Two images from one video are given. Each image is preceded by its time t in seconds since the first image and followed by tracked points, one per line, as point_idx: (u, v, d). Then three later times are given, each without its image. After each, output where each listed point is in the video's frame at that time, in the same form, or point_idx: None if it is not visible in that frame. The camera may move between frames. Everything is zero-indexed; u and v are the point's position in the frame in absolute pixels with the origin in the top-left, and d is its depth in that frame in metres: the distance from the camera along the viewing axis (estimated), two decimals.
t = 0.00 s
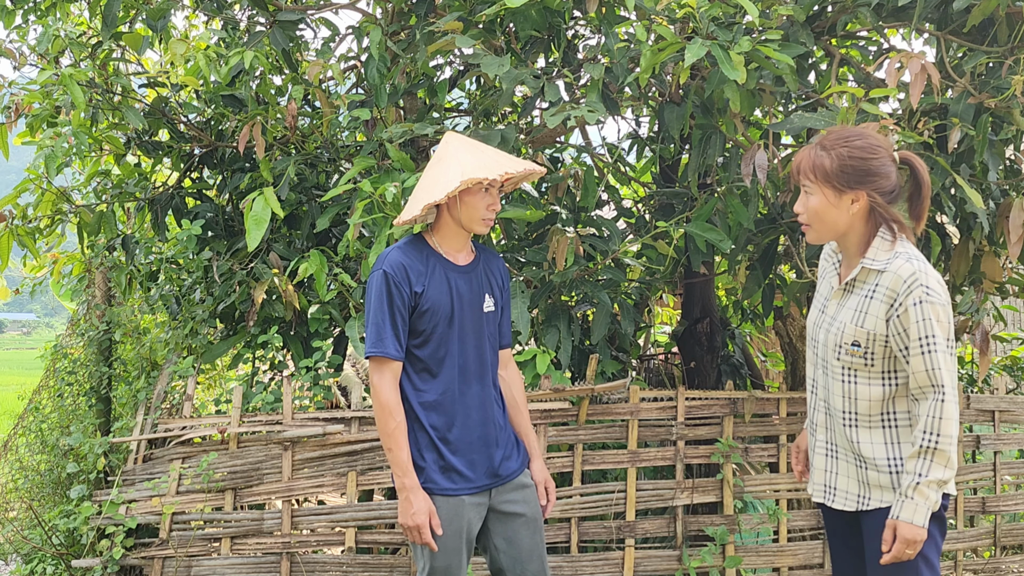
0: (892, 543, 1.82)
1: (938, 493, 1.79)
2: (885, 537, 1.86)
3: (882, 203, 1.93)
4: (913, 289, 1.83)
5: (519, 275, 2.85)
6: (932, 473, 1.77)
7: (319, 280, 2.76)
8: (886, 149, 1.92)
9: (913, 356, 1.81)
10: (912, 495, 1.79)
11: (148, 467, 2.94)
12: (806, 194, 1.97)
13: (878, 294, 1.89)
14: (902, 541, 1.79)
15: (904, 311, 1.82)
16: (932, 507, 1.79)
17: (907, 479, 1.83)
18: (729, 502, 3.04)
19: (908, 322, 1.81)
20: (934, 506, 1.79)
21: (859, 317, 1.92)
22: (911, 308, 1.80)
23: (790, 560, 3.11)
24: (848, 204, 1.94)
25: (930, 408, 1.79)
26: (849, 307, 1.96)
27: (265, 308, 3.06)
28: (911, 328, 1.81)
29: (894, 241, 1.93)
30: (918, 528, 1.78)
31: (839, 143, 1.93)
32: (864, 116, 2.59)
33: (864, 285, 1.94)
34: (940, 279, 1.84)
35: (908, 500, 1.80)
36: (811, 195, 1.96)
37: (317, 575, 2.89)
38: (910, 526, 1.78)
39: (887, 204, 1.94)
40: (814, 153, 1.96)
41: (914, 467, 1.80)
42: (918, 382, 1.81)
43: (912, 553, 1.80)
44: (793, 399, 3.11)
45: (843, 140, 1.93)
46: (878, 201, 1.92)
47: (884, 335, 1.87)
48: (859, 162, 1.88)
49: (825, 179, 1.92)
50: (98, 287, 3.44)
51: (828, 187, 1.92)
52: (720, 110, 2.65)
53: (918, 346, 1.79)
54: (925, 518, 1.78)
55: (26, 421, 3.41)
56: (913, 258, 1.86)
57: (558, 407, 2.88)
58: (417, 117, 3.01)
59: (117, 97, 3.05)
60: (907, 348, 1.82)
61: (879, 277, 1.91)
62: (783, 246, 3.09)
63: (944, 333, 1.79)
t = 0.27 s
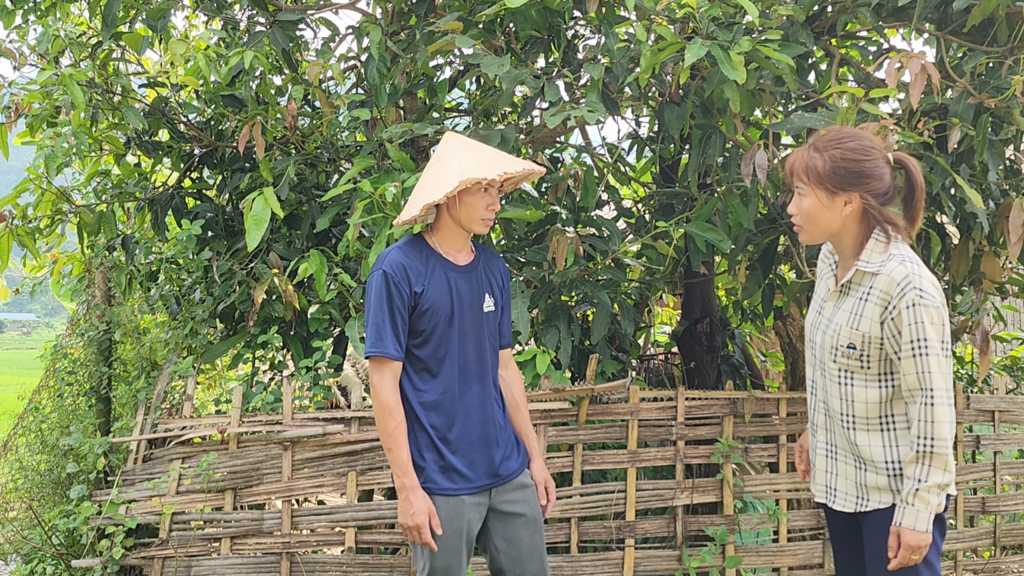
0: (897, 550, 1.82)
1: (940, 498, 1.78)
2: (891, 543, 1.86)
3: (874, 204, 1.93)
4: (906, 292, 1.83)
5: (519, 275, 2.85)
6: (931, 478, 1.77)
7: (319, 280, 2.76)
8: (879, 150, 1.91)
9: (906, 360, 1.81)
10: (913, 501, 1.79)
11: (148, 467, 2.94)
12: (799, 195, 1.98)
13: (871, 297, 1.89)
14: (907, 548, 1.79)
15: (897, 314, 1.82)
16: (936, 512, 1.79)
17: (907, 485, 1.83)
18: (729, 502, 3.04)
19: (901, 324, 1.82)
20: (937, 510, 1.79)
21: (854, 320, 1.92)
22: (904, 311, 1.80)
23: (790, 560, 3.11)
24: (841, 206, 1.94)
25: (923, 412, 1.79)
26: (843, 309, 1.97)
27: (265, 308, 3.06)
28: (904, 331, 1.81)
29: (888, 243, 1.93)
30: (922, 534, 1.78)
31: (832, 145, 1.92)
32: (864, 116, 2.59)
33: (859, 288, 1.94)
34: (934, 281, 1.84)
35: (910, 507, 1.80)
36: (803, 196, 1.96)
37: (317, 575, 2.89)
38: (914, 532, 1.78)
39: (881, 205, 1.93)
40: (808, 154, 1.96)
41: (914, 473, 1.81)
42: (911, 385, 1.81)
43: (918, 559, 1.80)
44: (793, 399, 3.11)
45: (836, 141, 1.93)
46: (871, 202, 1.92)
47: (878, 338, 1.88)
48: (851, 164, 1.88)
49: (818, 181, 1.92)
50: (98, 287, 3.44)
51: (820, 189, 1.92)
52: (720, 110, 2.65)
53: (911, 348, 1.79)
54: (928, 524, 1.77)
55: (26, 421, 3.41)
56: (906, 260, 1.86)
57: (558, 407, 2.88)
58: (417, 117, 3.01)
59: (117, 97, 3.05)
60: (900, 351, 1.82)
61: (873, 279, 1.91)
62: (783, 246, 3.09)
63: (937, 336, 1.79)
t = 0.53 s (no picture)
0: (901, 546, 1.82)
1: (942, 491, 1.78)
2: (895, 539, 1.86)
3: (872, 201, 1.94)
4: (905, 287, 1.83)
5: (519, 275, 2.85)
6: (932, 472, 1.77)
7: (319, 280, 2.76)
8: (877, 150, 1.93)
9: (906, 354, 1.81)
10: (915, 496, 1.79)
11: (148, 467, 2.94)
12: (797, 192, 1.99)
13: (871, 292, 1.90)
14: (911, 543, 1.78)
15: (896, 309, 1.82)
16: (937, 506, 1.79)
17: (908, 480, 1.83)
18: (729, 502, 3.04)
19: (900, 319, 1.82)
20: (938, 504, 1.79)
21: (854, 316, 1.92)
22: (903, 306, 1.81)
23: (790, 560, 3.11)
24: (838, 202, 1.95)
25: (921, 406, 1.79)
26: (843, 306, 1.97)
27: (265, 308, 3.06)
28: (903, 326, 1.81)
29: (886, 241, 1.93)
30: (926, 528, 1.78)
31: (830, 143, 1.94)
32: (864, 116, 2.59)
33: (858, 285, 1.94)
34: (934, 277, 1.84)
35: (912, 502, 1.80)
36: (802, 192, 1.97)
37: (317, 575, 2.89)
38: (917, 527, 1.78)
39: (877, 203, 1.94)
40: (806, 152, 1.97)
41: (915, 468, 1.81)
42: (910, 380, 1.81)
43: (924, 553, 1.80)
44: (793, 399, 3.11)
45: (834, 140, 1.94)
46: (868, 199, 1.93)
47: (878, 334, 1.88)
48: (848, 160, 1.89)
49: (815, 176, 1.93)
50: (98, 287, 3.44)
51: (818, 184, 1.93)
52: (720, 110, 2.65)
53: (910, 343, 1.80)
54: (931, 517, 1.77)
55: (26, 421, 3.41)
56: (906, 256, 1.86)
57: (558, 407, 2.88)
58: (417, 117, 3.01)
59: (117, 97, 3.05)
60: (900, 346, 1.82)
61: (872, 275, 1.91)
62: (783, 246, 3.09)
63: (936, 330, 1.79)
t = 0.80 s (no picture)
0: (890, 528, 1.82)
1: (932, 477, 1.79)
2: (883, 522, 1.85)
3: (876, 199, 1.96)
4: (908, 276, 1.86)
5: (519, 275, 2.85)
6: (924, 457, 1.78)
7: (319, 280, 2.76)
8: (884, 151, 1.96)
9: (906, 340, 1.82)
10: (906, 478, 1.79)
11: (148, 467, 2.94)
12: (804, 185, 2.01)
13: (875, 281, 1.91)
14: (900, 524, 1.78)
15: (899, 297, 1.84)
16: (928, 492, 1.79)
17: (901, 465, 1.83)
18: (729, 502, 3.04)
19: (902, 306, 1.84)
20: (930, 490, 1.79)
21: (856, 305, 1.94)
22: (906, 293, 1.83)
23: (790, 560, 3.11)
24: (844, 197, 1.97)
25: (918, 392, 1.80)
26: (845, 298, 1.99)
27: (265, 308, 3.07)
28: (905, 313, 1.83)
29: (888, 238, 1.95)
30: (916, 511, 1.78)
31: (839, 140, 1.97)
32: (864, 116, 2.59)
33: (860, 277, 1.96)
34: (934, 270, 1.87)
35: (903, 484, 1.79)
36: (808, 185, 2.00)
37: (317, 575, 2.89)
38: (908, 510, 1.78)
39: (881, 201, 1.97)
40: (815, 148, 2.00)
41: (908, 452, 1.81)
42: (909, 367, 1.83)
43: (911, 537, 1.79)
44: (793, 399, 3.11)
45: (843, 137, 1.98)
46: (873, 196, 1.96)
47: (879, 322, 1.89)
48: (856, 156, 1.93)
49: (822, 170, 1.96)
50: (98, 288, 3.44)
51: (824, 177, 1.96)
52: (720, 110, 2.65)
53: (910, 329, 1.82)
54: (921, 501, 1.77)
55: (26, 421, 3.41)
56: (909, 248, 1.89)
57: (558, 407, 2.88)
58: (417, 117, 3.01)
59: (117, 97, 3.05)
60: (900, 334, 1.84)
61: (875, 266, 1.93)
62: (783, 246, 3.09)
63: (936, 320, 1.81)
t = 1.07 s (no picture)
0: (895, 518, 1.84)
1: (933, 466, 1.82)
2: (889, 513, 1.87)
3: (879, 201, 1.97)
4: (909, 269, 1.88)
5: (519, 275, 2.85)
6: (923, 445, 1.81)
7: (319, 280, 2.76)
8: (891, 155, 1.97)
9: (906, 331, 1.84)
10: (908, 469, 1.82)
11: (148, 467, 2.94)
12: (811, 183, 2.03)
13: (875, 274, 1.93)
14: (905, 514, 1.80)
15: (899, 289, 1.86)
16: (929, 481, 1.82)
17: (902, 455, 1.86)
18: (729, 502, 3.04)
19: (902, 298, 1.86)
20: (931, 479, 1.82)
21: (858, 297, 1.95)
22: (906, 286, 1.85)
23: (790, 560, 3.11)
24: (850, 197, 1.98)
25: (917, 382, 1.82)
26: (847, 291, 2.00)
27: (265, 308, 3.07)
28: (905, 304, 1.85)
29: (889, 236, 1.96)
30: (919, 501, 1.80)
31: (846, 141, 1.99)
32: (864, 115, 2.58)
33: (861, 271, 1.98)
34: (934, 264, 1.89)
35: (905, 475, 1.82)
36: (815, 184, 2.02)
37: (317, 575, 2.89)
38: (911, 499, 1.80)
39: (887, 203, 1.98)
40: (823, 148, 2.02)
41: (908, 441, 1.83)
42: (908, 357, 1.84)
43: (915, 527, 1.82)
44: (793, 399, 3.10)
45: (851, 140, 1.99)
46: (879, 197, 1.97)
47: (880, 314, 1.91)
48: (861, 157, 1.94)
49: (828, 169, 1.98)
50: (98, 288, 3.44)
51: (829, 176, 1.98)
52: (720, 110, 2.65)
53: (910, 320, 1.83)
54: (923, 490, 1.80)
55: (26, 421, 3.41)
56: (909, 243, 1.92)
57: (558, 407, 2.88)
58: (417, 117, 3.01)
59: (117, 97, 3.05)
60: (901, 325, 1.86)
61: (876, 260, 1.95)
62: (783, 246, 3.09)
63: (935, 312, 1.83)
